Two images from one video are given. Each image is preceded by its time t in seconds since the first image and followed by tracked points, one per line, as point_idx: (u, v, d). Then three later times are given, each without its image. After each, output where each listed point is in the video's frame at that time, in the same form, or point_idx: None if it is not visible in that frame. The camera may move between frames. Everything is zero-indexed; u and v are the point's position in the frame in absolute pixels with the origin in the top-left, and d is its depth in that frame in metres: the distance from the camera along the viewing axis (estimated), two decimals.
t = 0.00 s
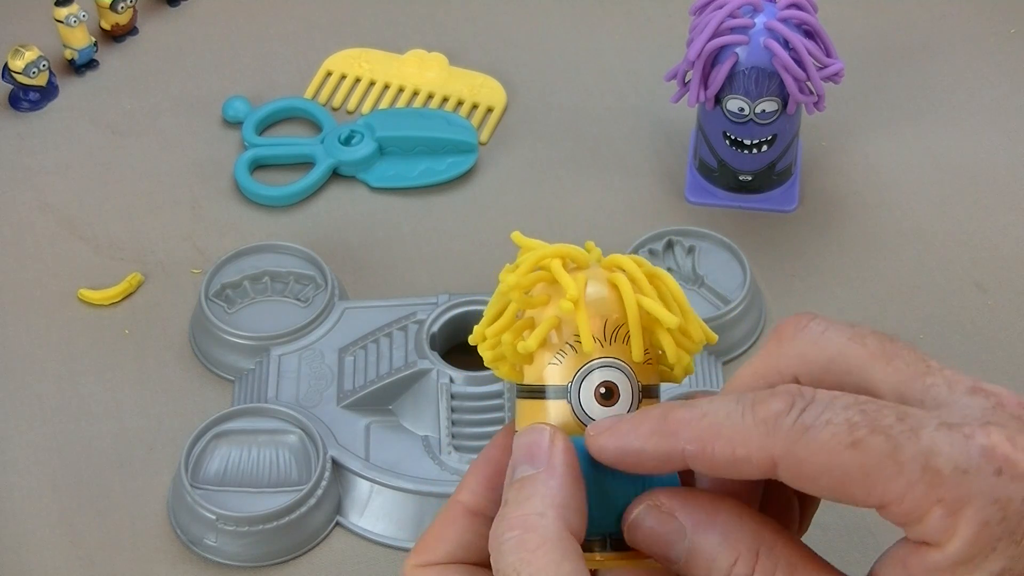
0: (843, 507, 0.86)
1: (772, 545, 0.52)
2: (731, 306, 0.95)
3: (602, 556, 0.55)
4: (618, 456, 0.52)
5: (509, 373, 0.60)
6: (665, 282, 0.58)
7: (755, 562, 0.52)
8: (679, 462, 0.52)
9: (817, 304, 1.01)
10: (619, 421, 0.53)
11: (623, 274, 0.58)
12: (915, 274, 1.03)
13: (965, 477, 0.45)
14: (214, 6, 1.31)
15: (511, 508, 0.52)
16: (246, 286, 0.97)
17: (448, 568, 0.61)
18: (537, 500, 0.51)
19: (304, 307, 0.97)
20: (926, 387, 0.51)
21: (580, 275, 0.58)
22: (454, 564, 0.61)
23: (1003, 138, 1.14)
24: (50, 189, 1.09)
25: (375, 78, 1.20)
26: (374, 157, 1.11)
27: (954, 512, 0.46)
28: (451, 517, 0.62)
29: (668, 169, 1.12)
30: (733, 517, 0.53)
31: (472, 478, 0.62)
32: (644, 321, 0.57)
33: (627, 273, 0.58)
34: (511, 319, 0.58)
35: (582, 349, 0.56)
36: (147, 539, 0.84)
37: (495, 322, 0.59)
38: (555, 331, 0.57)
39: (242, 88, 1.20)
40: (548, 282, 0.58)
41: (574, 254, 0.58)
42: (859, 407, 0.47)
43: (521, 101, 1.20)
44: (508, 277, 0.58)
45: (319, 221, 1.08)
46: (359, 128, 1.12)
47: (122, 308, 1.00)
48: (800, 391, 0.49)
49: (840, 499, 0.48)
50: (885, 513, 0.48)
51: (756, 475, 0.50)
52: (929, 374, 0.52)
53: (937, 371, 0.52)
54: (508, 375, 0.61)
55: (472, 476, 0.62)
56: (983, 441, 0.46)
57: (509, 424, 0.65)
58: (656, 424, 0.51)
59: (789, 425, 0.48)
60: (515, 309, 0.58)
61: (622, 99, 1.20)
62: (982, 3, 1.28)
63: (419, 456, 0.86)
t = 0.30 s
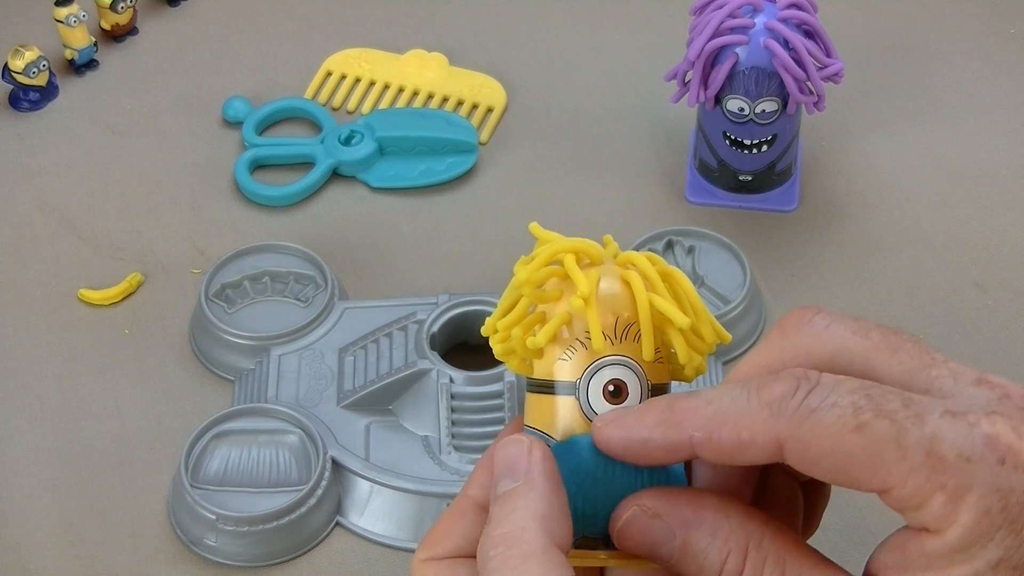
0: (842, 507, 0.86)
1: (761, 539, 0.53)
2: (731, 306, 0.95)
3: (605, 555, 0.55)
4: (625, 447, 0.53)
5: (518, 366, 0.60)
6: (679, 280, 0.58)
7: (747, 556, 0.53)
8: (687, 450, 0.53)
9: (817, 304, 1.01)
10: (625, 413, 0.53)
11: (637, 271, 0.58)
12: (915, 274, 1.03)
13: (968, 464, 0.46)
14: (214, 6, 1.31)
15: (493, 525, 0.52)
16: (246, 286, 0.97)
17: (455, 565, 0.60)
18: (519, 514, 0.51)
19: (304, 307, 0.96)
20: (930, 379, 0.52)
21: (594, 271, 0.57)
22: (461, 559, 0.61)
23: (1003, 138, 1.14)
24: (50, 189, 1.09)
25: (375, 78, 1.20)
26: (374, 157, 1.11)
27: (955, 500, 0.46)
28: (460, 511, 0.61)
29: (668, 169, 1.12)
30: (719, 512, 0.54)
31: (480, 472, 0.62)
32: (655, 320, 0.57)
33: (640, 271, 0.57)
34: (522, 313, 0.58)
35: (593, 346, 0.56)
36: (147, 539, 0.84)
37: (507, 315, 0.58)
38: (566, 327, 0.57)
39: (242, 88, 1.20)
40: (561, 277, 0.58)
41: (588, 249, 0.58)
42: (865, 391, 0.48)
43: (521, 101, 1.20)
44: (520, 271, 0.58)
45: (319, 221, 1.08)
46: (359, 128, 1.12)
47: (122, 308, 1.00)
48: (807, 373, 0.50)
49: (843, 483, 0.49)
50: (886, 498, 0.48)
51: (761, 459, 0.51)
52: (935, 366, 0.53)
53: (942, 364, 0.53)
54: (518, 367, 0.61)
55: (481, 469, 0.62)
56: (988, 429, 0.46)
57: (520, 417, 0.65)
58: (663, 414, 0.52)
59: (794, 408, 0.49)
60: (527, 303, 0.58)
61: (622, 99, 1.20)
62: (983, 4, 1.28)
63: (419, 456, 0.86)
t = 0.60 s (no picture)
0: (842, 507, 0.86)
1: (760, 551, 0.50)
2: (731, 306, 0.95)
3: (605, 554, 0.55)
4: (627, 440, 0.52)
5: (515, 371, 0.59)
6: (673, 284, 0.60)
7: (743, 565, 0.50)
8: (686, 440, 0.52)
9: (817, 303, 1.01)
10: (626, 406, 0.53)
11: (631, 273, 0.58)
12: (914, 274, 1.03)
13: (965, 454, 0.45)
14: (214, 6, 1.31)
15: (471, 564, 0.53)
16: (246, 287, 0.97)
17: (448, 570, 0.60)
18: (492, 547, 0.52)
19: (304, 307, 0.96)
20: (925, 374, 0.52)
21: (591, 274, 0.58)
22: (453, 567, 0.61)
23: (1003, 138, 1.14)
24: (50, 189, 1.09)
25: (375, 78, 1.20)
26: (374, 157, 1.11)
27: (953, 491, 0.45)
28: (453, 520, 0.62)
29: (668, 169, 1.12)
30: (720, 520, 0.51)
31: (472, 480, 0.63)
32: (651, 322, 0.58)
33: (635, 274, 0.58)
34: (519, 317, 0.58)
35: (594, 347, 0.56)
36: (147, 539, 0.84)
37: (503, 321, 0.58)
38: (564, 330, 0.57)
39: (242, 88, 1.20)
40: (557, 282, 0.58)
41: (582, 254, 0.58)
42: (863, 381, 0.48)
43: (521, 101, 1.20)
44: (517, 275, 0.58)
45: (319, 221, 1.08)
46: (359, 128, 1.12)
47: (122, 308, 1.00)
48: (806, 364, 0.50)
49: (841, 474, 0.48)
50: (885, 490, 0.47)
51: (759, 449, 0.50)
52: (930, 362, 0.52)
53: (938, 359, 0.52)
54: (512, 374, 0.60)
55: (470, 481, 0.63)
56: (986, 421, 0.46)
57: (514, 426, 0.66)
58: (663, 403, 0.51)
59: (793, 396, 0.48)
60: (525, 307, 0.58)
61: (622, 99, 1.20)
62: (982, 3, 1.28)
63: (419, 456, 0.86)
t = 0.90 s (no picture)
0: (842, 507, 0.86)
1: (756, 539, 0.49)
2: (731, 306, 0.95)
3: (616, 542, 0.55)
4: (622, 442, 0.52)
5: (533, 363, 0.59)
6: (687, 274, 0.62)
7: (738, 554, 0.49)
8: (683, 441, 0.51)
9: (816, 304, 1.01)
10: (620, 406, 0.52)
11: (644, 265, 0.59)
12: (914, 274, 1.03)
13: (961, 450, 0.44)
14: (214, 6, 1.31)
15: (503, 548, 0.53)
16: (246, 287, 0.97)
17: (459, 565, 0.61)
18: (526, 534, 0.52)
19: (304, 307, 0.96)
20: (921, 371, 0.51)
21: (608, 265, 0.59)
22: (464, 560, 0.61)
23: (1002, 138, 1.14)
24: (50, 189, 1.09)
25: (375, 77, 1.20)
26: (374, 157, 1.11)
27: (949, 486, 0.44)
28: (460, 514, 0.62)
29: (668, 169, 1.12)
30: (717, 510, 0.50)
31: (481, 476, 0.62)
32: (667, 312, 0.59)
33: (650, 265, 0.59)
34: (539, 307, 0.58)
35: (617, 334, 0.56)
36: (148, 539, 0.84)
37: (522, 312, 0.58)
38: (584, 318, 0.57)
39: (242, 88, 1.20)
40: (575, 272, 0.58)
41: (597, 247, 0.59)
42: (857, 378, 0.46)
43: (521, 101, 1.20)
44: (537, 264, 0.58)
45: (319, 221, 1.08)
46: (359, 128, 1.12)
47: (122, 308, 1.00)
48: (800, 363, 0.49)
49: (837, 473, 0.46)
50: (881, 486, 0.46)
51: (754, 448, 0.49)
52: (926, 357, 0.52)
53: (933, 356, 0.52)
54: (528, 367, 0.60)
55: (479, 473, 0.62)
56: (981, 416, 0.44)
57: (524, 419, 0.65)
58: (656, 405, 0.51)
59: (786, 396, 0.47)
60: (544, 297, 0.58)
61: (623, 99, 1.20)
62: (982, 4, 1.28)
63: (419, 456, 0.86)
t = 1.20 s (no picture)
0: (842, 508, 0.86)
1: (750, 541, 0.49)
2: (731, 306, 0.95)
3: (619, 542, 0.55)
4: (625, 439, 0.52)
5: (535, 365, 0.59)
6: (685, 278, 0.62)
7: (731, 557, 0.49)
8: (681, 432, 0.52)
9: (817, 304, 1.01)
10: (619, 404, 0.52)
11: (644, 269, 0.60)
12: (914, 274, 1.03)
13: (953, 436, 0.44)
14: (214, 6, 1.31)
15: (510, 551, 0.53)
16: (246, 287, 0.97)
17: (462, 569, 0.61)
18: (531, 537, 0.52)
19: (304, 307, 0.96)
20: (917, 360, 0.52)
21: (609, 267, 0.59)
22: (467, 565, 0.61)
23: (1003, 138, 1.14)
24: (50, 189, 1.09)
25: (375, 77, 1.20)
26: (374, 157, 1.11)
27: (941, 473, 0.44)
28: (459, 519, 0.62)
29: (668, 169, 1.12)
30: (717, 514, 0.50)
31: (481, 480, 0.62)
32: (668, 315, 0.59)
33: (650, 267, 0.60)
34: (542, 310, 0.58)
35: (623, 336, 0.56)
36: (148, 539, 0.84)
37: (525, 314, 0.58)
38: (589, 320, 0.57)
39: (243, 88, 1.20)
40: (577, 274, 0.58)
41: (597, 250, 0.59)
42: (851, 365, 0.47)
43: (521, 101, 1.20)
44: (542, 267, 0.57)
45: (319, 221, 1.08)
46: (358, 128, 1.12)
47: (122, 308, 1.00)
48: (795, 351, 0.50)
49: (833, 461, 0.47)
50: (874, 474, 0.46)
51: (751, 435, 0.50)
52: (922, 349, 0.52)
53: (930, 347, 0.52)
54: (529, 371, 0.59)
55: (477, 479, 0.63)
56: (974, 403, 0.45)
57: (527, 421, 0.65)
58: (656, 397, 0.51)
59: (781, 380, 0.48)
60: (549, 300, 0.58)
61: (623, 99, 1.20)
62: (982, 4, 1.28)
63: (419, 456, 0.86)
